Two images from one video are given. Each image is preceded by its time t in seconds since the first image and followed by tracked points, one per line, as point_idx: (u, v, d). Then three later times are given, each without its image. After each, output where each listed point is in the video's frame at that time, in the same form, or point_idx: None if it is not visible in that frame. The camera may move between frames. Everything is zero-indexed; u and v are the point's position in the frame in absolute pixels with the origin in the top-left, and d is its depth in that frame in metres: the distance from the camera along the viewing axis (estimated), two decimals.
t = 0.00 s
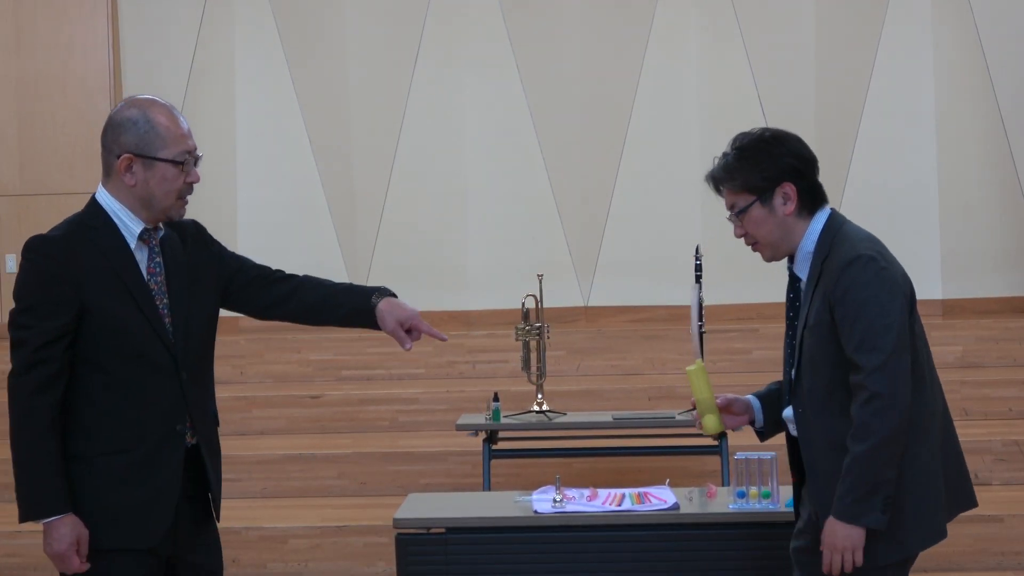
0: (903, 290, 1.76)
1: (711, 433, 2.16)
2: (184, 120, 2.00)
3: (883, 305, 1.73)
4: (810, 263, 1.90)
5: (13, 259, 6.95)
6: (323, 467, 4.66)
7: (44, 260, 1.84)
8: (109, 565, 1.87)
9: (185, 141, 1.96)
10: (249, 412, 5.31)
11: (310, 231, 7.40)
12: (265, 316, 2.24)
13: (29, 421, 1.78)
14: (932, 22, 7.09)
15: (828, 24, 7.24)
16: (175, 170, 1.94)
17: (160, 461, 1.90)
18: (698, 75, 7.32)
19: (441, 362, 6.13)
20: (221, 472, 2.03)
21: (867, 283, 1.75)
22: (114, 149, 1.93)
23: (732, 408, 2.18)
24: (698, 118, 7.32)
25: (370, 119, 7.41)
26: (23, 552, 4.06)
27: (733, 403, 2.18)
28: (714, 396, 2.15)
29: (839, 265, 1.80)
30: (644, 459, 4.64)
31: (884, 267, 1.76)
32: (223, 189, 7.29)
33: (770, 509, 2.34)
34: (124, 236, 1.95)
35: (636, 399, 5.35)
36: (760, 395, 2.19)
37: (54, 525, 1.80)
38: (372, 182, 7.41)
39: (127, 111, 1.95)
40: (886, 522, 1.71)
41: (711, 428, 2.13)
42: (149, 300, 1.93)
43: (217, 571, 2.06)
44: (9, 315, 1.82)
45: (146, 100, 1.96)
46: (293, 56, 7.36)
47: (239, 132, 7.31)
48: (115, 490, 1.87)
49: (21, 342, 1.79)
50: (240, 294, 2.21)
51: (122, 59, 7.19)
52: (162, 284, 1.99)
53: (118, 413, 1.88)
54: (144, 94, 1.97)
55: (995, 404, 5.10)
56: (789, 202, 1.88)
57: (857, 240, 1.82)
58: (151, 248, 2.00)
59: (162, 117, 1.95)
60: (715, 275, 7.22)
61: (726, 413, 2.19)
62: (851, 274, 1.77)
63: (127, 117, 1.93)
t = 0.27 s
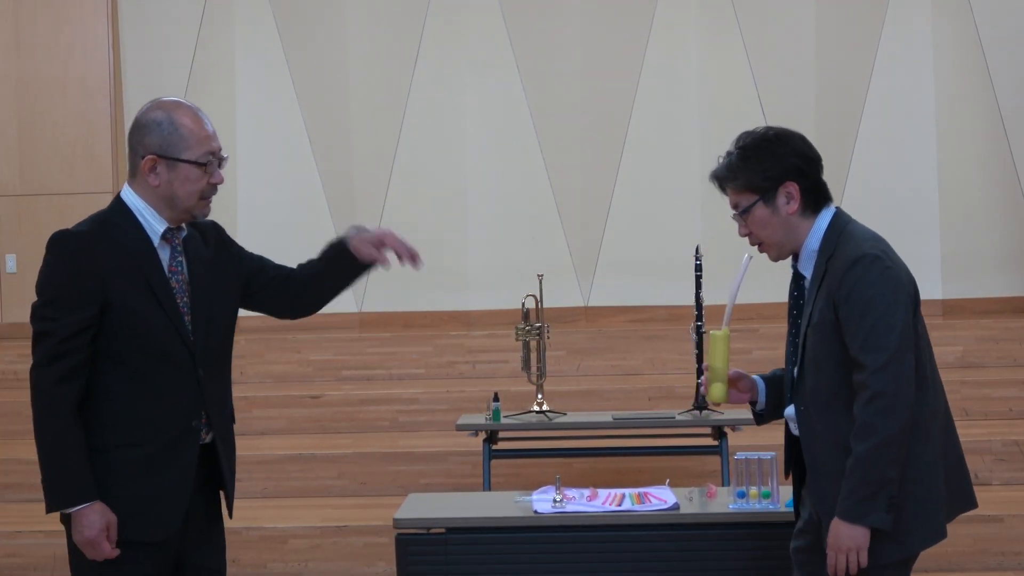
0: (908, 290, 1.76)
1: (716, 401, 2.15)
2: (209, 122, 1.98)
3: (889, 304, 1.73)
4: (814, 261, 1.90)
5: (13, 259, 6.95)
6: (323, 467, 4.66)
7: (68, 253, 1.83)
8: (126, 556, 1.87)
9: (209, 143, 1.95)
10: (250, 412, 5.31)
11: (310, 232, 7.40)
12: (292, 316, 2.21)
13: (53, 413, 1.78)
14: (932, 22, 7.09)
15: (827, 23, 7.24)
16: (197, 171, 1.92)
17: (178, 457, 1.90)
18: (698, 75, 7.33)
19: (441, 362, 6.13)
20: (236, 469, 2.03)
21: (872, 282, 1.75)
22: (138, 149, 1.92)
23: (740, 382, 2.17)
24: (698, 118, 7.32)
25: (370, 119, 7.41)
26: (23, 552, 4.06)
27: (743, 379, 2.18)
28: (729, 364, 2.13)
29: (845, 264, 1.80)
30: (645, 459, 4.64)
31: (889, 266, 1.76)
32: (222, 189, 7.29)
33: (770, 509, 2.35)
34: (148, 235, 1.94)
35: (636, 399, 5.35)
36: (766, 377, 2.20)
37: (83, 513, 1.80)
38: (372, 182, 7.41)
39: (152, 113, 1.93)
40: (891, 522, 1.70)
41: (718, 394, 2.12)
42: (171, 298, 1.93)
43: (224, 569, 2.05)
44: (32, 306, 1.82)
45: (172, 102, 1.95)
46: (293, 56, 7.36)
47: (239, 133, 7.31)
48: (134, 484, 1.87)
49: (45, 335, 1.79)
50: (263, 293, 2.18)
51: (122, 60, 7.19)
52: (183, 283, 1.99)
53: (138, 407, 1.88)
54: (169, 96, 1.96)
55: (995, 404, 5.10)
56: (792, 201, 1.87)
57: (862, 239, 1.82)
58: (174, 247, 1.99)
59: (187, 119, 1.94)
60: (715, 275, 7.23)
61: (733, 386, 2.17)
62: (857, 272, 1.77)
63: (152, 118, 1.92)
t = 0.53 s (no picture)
0: (908, 289, 1.76)
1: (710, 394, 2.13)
2: (240, 133, 1.96)
3: (890, 302, 1.73)
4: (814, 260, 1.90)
5: (13, 259, 6.95)
6: (323, 467, 4.66)
7: (86, 251, 1.84)
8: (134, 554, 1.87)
9: (238, 153, 1.93)
10: (249, 412, 5.31)
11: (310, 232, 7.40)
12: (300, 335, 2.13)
13: (69, 409, 1.79)
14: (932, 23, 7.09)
15: (827, 24, 7.24)
16: (223, 181, 1.90)
17: (189, 458, 1.90)
18: (698, 74, 7.33)
19: (441, 362, 6.13)
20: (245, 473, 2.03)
21: (873, 281, 1.75)
22: (167, 154, 1.91)
23: (736, 375, 2.16)
24: (698, 119, 7.32)
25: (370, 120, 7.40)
26: (23, 552, 4.06)
27: (738, 372, 2.16)
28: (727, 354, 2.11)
29: (845, 262, 1.80)
30: (645, 459, 4.64)
31: (889, 265, 1.77)
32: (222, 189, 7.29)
33: (770, 509, 2.35)
34: (168, 238, 1.94)
35: (636, 399, 5.35)
36: (761, 373, 2.20)
37: (96, 509, 1.81)
38: (373, 182, 7.41)
39: (183, 119, 1.92)
40: (886, 519, 1.70)
41: (713, 388, 2.11)
42: (187, 300, 1.93)
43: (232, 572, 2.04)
44: (52, 302, 1.82)
45: (204, 110, 1.94)
46: (294, 57, 7.36)
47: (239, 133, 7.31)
48: (146, 482, 1.87)
49: (62, 331, 1.79)
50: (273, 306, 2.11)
51: (122, 60, 7.19)
52: (200, 286, 1.98)
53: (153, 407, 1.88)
54: (202, 104, 1.94)
55: (995, 404, 5.10)
56: (790, 201, 1.87)
57: (862, 238, 1.82)
58: (193, 251, 1.99)
59: (217, 127, 1.92)
60: (715, 275, 7.23)
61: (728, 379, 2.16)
62: (858, 271, 1.77)
63: (182, 125, 1.91)
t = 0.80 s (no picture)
0: (901, 289, 1.76)
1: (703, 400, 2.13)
2: (249, 134, 1.97)
3: (883, 303, 1.73)
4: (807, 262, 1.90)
5: (13, 259, 6.95)
6: (323, 467, 4.66)
7: (92, 251, 1.84)
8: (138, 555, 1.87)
9: (246, 154, 1.94)
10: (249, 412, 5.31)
11: (310, 232, 7.41)
12: (299, 353, 2.23)
13: (74, 409, 1.79)
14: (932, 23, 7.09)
15: (827, 24, 7.24)
16: (231, 182, 1.91)
17: (194, 458, 1.90)
18: (698, 74, 7.33)
19: (441, 362, 6.13)
20: (250, 475, 2.02)
21: (865, 281, 1.75)
22: (175, 154, 1.92)
23: (729, 380, 2.17)
24: (698, 119, 7.32)
25: (370, 120, 7.40)
26: (23, 552, 4.05)
27: (731, 377, 2.16)
28: (719, 359, 2.11)
29: (837, 263, 1.80)
30: (645, 459, 4.64)
31: (882, 265, 1.77)
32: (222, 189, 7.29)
33: (770, 509, 2.35)
34: (175, 238, 1.94)
35: (636, 399, 5.35)
36: (756, 377, 2.20)
37: (101, 509, 1.81)
38: (373, 182, 7.41)
39: (192, 120, 1.93)
40: (887, 519, 1.70)
41: (705, 394, 2.11)
42: (193, 302, 1.93)
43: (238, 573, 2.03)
44: (58, 302, 1.82)
45: (213, 110, 1.95)
46: (294, 57, 7.36)
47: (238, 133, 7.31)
48: (151, 482, 1.87)
49: (68, 331, 1.79)
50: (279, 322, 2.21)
51: (122, 60, 7.20)
52: (206, 288, 1.98)
53: (158, 407, 1.88)
54: (211, 104, 1.96)
55: (995, 404, 5.10)
56: (779, 206, 1.87)
57: (854, 239, 1.82)
58: (200, 252, 1.99)
59: (226, 128, 1.93)
60: (715, 276, 7.23)
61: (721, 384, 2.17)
62: (850, 272, 1.77)
63: (191, 125, 1.92)
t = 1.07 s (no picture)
0: (894, 289, 1.76)
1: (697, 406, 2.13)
2: (253, 134, 1.97)
3: (875, 304, 1.73)
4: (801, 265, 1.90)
5: (13, 259, 6.96)
6: (323, 467, 4.66)
7: (93, 252, 1.84)
8: (139, 555, 1.86)
9: (250, 154, 1.94)
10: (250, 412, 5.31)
11: (311, 232, 7.41)
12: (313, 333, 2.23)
13: (75, 409, 1.78)
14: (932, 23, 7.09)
15: (827, 24, 7.24)
16: (234, 182, 1.91)
17: (197, 458, 1.89)
18: (698, 74, 7.33)
19: (441, 362, 6.13)
20: (258, 474, 2.01)
21: (858, 282, 1.75)
22: (178, 154, 1.92)
23: (724, 386, 2.17)
24: (698, 119, 7.32)
25: (370, 120, 7.40)
26: (23, 552, 4.06)
27: (725, 382, 2.16)
28: (714, 362, 2.10)
29: (830, 266, 1.80)
30: (645, 459, 4.64)
31: (875, 266, 1.77)
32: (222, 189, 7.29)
33: (770, 509, 2.34)
34: (178, 238, 1.94)
35: (636, 399, 5.35)
36: (750, 381, 2.21)
37: (99, 510, 1.81)
38: (373, 182, 7.41)
39: (197, 120, 1.93)
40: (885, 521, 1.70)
41: (700, 401, 2.10)
42: (196, 301, 1.92)
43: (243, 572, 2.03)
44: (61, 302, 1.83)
45: (218, 110, 1.95)
46: (294, 56, 7.35)
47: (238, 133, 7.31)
48: (153, 482, 1.87)
49: (69, 332, 1.79)
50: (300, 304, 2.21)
51: (122, 60, 7.20)
52: (211, 287, 1.97)
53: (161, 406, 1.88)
54: (216, 104, 1.96)
55: (996, 404, 5.10)
56: (770, 211, 1.87)
57: (846, 240, 1.82)
58: (204, 252, 1.98)
59: (229, 129, 1.93)
60: (715, 276, 7.23)
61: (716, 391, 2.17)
62: (844, 273, 1.77)
63: (196, 125, 1.92)
